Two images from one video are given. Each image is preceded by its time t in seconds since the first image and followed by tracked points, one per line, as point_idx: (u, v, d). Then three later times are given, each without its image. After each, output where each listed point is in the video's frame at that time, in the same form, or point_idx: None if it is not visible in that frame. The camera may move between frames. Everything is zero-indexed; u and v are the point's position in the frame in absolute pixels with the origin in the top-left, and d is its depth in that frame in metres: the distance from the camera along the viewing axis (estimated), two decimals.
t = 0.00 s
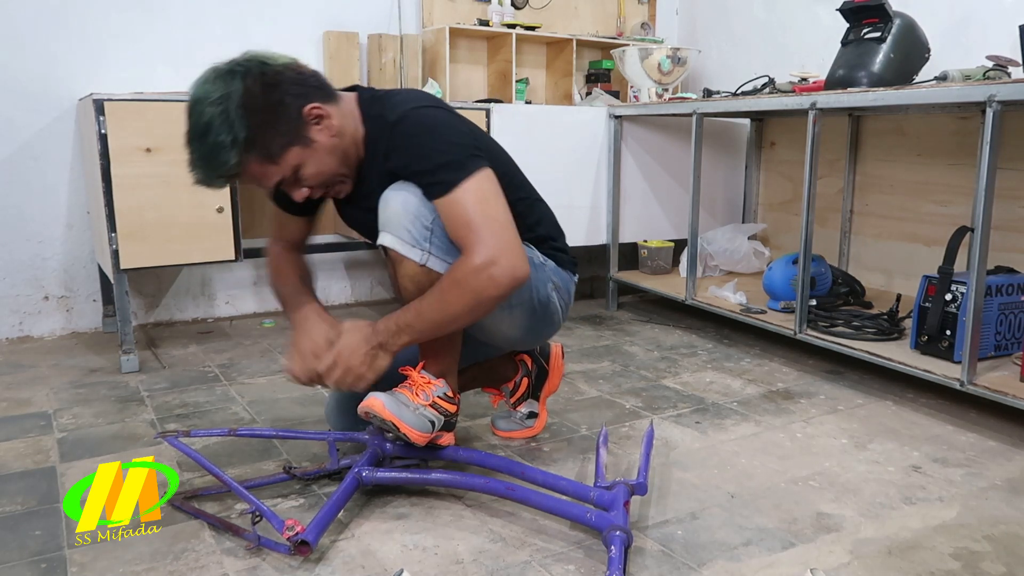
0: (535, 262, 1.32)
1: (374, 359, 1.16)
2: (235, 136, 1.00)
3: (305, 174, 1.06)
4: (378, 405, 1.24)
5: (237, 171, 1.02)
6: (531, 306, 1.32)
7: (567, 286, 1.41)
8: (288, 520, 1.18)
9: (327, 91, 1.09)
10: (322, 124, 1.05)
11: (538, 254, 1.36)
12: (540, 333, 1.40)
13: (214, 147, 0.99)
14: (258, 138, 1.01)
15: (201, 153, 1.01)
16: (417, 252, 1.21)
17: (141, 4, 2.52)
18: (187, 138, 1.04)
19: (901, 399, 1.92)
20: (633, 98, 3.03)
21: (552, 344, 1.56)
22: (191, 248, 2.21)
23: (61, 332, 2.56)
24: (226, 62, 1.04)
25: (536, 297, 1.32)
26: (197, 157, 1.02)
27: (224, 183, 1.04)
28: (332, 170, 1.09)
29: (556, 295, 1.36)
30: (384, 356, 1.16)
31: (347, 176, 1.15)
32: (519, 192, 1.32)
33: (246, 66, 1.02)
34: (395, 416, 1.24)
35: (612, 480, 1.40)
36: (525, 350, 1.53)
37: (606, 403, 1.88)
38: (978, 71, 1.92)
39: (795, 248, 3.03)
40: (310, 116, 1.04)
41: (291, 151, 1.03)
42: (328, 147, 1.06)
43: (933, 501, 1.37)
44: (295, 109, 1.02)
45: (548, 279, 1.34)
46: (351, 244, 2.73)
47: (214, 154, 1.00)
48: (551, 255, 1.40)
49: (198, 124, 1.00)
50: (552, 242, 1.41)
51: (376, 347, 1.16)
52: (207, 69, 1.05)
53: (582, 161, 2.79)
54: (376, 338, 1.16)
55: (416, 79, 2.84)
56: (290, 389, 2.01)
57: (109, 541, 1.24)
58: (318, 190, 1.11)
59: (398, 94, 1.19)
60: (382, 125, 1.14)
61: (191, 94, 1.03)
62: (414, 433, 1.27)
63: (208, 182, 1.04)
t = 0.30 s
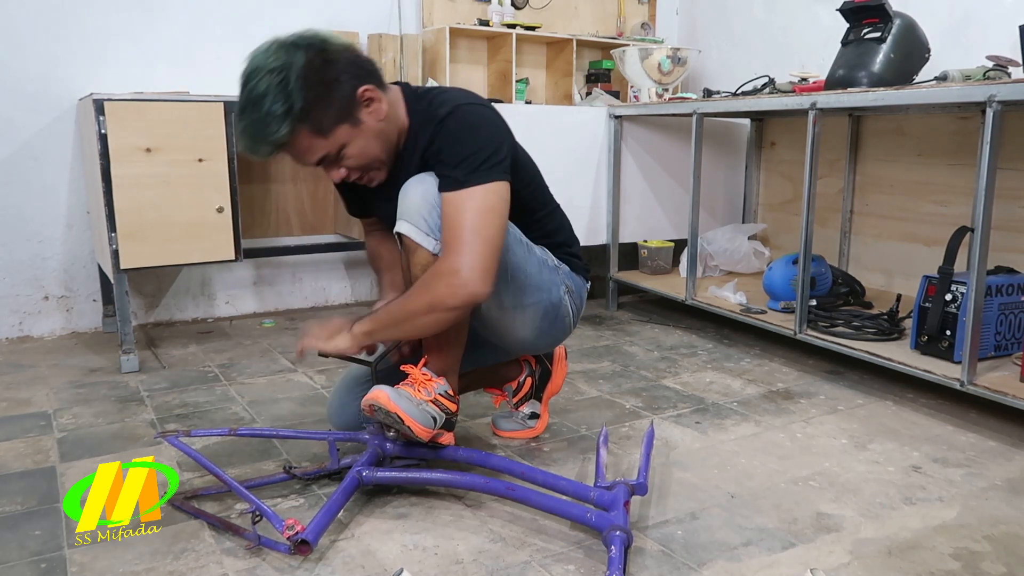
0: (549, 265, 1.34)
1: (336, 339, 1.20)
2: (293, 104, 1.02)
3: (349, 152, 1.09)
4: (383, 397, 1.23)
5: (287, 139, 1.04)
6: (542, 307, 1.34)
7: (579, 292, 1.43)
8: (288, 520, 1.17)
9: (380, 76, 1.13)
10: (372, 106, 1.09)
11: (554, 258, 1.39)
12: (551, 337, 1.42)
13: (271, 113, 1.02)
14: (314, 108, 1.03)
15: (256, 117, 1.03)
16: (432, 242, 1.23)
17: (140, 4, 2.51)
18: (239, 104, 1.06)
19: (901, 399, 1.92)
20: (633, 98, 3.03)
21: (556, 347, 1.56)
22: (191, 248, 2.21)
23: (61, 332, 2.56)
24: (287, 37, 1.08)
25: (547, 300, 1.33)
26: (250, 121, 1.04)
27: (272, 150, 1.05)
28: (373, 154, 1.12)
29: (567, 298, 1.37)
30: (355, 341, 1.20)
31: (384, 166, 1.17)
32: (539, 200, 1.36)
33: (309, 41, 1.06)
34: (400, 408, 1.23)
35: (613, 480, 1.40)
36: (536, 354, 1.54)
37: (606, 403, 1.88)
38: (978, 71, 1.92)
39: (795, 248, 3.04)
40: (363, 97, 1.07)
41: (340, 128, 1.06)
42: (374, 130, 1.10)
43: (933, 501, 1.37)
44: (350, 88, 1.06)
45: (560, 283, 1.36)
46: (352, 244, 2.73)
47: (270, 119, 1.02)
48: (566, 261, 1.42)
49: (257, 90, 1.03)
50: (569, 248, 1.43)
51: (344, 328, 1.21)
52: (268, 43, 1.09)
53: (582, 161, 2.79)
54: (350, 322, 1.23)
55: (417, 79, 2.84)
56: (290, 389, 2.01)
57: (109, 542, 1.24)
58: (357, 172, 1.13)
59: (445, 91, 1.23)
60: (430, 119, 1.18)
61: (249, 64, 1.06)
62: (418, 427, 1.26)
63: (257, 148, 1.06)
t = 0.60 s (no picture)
0: (556, 269, 1.34)
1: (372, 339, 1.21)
2: (325, 84, 1.03)
3: (370, 140, 1.10)
4: (385, 396, 1.22)
5: (313, 121, 1.04)
6: (548, 311, 1.33)
7: (583, 297, 1.43)
8: (288, 520, 1.17)
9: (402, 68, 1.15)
10: (395, 96, 1.11)
11: (559, 262, 1.39)
12: (553, 339, 1.41)
13: (303, 91, 1.02)
14: (345, 91, 1.04)
15: (287, 94, 1.03)
16: (451, 240, 1.22)
17: (141, 4, 2.51)
18: (266, 80, 1.05)
19: (901, 399, 1.92)
20: (633, 98, 3.03)
21: (557, 348, 1.56)
22: (191, 248, 2.21)
23: (61, 332, 2.56)
24: (319, 20, 1.09)
25: (554, 304, 1.33)
26: (279, 97, 1.04)
27: (297, 128, 1.05)
28: (392, 144, 1.14)
29: (572, 302, 1.38)
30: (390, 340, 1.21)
31: (399, 158, 1.18)
32: (548, 206, 1.35)
33: (342, 26, 1.07)
34: (401, 408, 1.23)
35: (613, 480, 1.40)
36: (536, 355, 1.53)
37: (606, 403, 1.88)
38: (978, 71, 1.92)
39: (795, 248, 3.04)
40: (389, 85, 1.10)
41: (366, 114, 1.07)
42: (395, 120, 1.12)
43: (933, 501, 1.37)
44: (379, 75, 1.08)
45: (566, 288, 1.36)
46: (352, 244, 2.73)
47: (301, 97, 1.03)
48: (569, 266, 1.43)
49: (290, 68, 1.03)
50: (574, 254, 1.44)
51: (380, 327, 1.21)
52: (298, 23, 1.09)
53: (582, 161, 2.80)
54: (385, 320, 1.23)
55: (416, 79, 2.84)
56: (290, 389, 2.01)
57: (109, 541, 1.24)
58: (373, 162, 1.15)
59: (464, 88, 1.24)
60: (449, 115, 1.20)
61: (278, 43, 1.07)
62: (418, 427, 1.26)
63: (282, 124, 1.06)
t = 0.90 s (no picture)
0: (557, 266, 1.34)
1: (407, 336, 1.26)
2: (328, 81, 1.03)
3: (372, 138, 1.11)
4: (386, 397, 1.22)
5: (316, 118, 1.05)
6: (550, 309, 1.33)
7: (583, 293, 1.43)
8: (288, 520, 1.17)
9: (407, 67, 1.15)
10: (399, 95, 1.11)
11: (560, 258, 1.39)
12: (554, 337, 1.41)
13: (306, 88, 1.03)
14: (348, 89, 1.04)
15: (290, 91, 1.03)
16: (456, 242, 1.22)
17: (141, 4, 2.51)
18: (270, 76, 1.05)
19: (901, 399, 1.92)
20: (633, 98, 3.03)
21: (557, 347, 1.55)
22: (191, 248, 2.21)
23: (61, 332, 2.56)
24: (322, 17, 1.09)
25: (555, 300, 1.33)
26: (282, 94, 1.04)
27: (300, 125, 1.06)
28: (394, 143, 1.14)
29: (573, 299, 1.38)
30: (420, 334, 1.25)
31: (401, 155, 1.19)
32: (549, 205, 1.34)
33: (346, 23, 1.07)
34: (402, 409, 1.23)
35: (613, 480, 1.40)
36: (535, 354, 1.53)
37: (606, 403, 1.88)
38: (978, 71, 1.92)
39: (795, 248, 3.03)
40: (393, 83, 1.10)
41: (368, 112, 1.08)
42: (398, 118, 1.12)
43: (933, 501, 1.37)
44: (382, 73, 1.08)
45: (567, 284, 1.36)
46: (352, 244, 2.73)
47: (304, 94, 1.03)
48: (569, 262, 1.42)
49: (294, 64, 1.03)
50: (573, 251, 1.43)
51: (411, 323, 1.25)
52: (302, 20, 1.09)
53: (582, 161, 2.80)
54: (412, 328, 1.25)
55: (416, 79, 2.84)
56: (290, 389, 2.01)
57: (109, 542, 1.24)
58: (375, 159, 1.15)
59: (464, 90, 1.24)
60: (449, 116, 1.20)
61: (282, 39, 1.07)
62: (418, 428, 1.26)
63: (284, 121, 1.06)
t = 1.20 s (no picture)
0: (555, 269, 1.34)
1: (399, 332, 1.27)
2: (326, 97, 1.03)
3: (372, 147, 1.11)
4: (385, 396, 1.22)
5: (316, 134, 1.05)
6: (547, 313, 1.33)
7: (580, 297, 1.42)
8: (288, 520, 1.17)
9: (401, 70, 1.15)
10: (396, 102, 1.11)
11: (557, 260, 1.39)
12: (552, 340, 1.41)
13: (305, 105, 1.02)
14: (345, 102, 1.04)
15: (289, 109, 1.03)
16: (447, 243, 1.22)
17: (141, 4, 2.51)
18: (266, 94, 1.05)
19: (901, 399, 1.92)
20: (633, 98, 3.03)
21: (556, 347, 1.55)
22: (191, 248, 2.21)
23: (61, 332, 2.56)
24: (313, 30, 1.08)
25: (552, 303, 1.33)
26: (281, 112, 1.04)
27: (300, 141, 1.06)
28: (393, 150, 1.15)
29: (571, 302, 1.37)
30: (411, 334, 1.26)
31: (400, 159, 1.19)
32: (547, 208, 1.34)
33: (338, 35, 1.06)
34: (401, 408, 1.23)
35: (613, 480, 1.40)
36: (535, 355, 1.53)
37: (606, 404, 1.88)
38: (978, 71, 1.92)
39: (795, 248, 3.03)
40: (389, 92, 1.10)
41: (367, 123, 1.08)
42: (396, 125, 1.12)
43: (933, 501, 1.37)
44: (378, 84, 1.08)
45: (564, 287, 1.35)
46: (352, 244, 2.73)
47: (303, 112, 1.03)
48: (569, 266, 1.43)
49: (290, 81, 1.03)
50: (572, 253, 1.43)
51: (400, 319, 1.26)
52: (291, 33, 1.08)
53: (582, 161, 2.80)
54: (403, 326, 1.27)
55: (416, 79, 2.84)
56: (290, 389, 2.01)
57: (109, 542, 1.24)
58: (375, 167, 1.16)
59: (458, 91, 1.24)
60: (439, 119, 1.19)
61: (275, 55, 1.06)
62: (417, 429, 1.26)
63: (284, 138, 1.06)
